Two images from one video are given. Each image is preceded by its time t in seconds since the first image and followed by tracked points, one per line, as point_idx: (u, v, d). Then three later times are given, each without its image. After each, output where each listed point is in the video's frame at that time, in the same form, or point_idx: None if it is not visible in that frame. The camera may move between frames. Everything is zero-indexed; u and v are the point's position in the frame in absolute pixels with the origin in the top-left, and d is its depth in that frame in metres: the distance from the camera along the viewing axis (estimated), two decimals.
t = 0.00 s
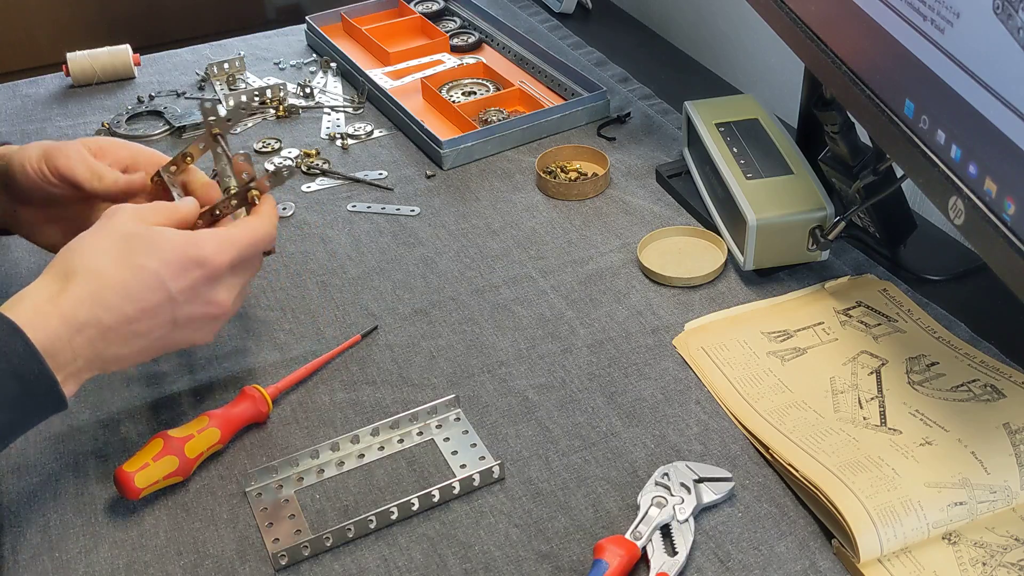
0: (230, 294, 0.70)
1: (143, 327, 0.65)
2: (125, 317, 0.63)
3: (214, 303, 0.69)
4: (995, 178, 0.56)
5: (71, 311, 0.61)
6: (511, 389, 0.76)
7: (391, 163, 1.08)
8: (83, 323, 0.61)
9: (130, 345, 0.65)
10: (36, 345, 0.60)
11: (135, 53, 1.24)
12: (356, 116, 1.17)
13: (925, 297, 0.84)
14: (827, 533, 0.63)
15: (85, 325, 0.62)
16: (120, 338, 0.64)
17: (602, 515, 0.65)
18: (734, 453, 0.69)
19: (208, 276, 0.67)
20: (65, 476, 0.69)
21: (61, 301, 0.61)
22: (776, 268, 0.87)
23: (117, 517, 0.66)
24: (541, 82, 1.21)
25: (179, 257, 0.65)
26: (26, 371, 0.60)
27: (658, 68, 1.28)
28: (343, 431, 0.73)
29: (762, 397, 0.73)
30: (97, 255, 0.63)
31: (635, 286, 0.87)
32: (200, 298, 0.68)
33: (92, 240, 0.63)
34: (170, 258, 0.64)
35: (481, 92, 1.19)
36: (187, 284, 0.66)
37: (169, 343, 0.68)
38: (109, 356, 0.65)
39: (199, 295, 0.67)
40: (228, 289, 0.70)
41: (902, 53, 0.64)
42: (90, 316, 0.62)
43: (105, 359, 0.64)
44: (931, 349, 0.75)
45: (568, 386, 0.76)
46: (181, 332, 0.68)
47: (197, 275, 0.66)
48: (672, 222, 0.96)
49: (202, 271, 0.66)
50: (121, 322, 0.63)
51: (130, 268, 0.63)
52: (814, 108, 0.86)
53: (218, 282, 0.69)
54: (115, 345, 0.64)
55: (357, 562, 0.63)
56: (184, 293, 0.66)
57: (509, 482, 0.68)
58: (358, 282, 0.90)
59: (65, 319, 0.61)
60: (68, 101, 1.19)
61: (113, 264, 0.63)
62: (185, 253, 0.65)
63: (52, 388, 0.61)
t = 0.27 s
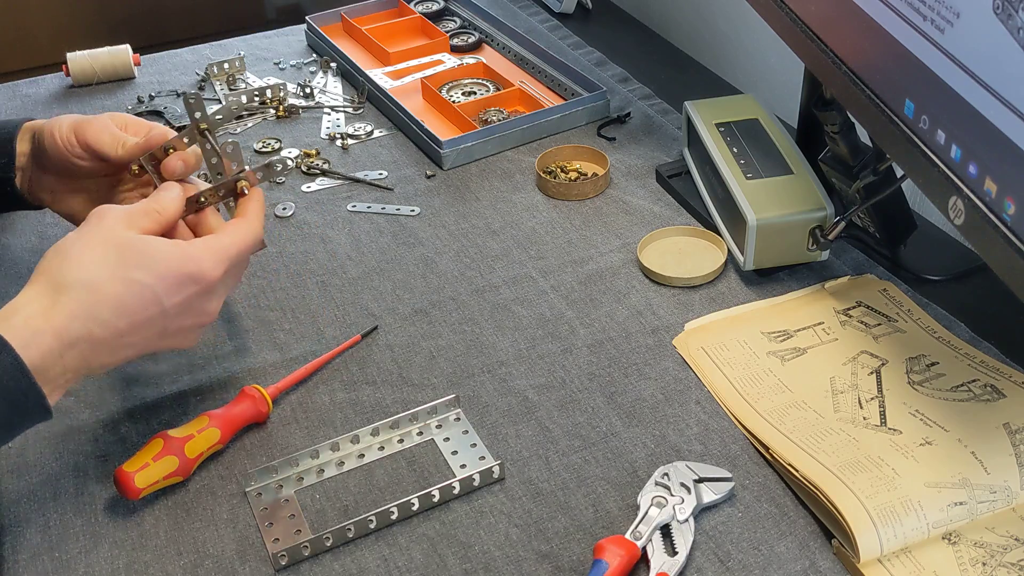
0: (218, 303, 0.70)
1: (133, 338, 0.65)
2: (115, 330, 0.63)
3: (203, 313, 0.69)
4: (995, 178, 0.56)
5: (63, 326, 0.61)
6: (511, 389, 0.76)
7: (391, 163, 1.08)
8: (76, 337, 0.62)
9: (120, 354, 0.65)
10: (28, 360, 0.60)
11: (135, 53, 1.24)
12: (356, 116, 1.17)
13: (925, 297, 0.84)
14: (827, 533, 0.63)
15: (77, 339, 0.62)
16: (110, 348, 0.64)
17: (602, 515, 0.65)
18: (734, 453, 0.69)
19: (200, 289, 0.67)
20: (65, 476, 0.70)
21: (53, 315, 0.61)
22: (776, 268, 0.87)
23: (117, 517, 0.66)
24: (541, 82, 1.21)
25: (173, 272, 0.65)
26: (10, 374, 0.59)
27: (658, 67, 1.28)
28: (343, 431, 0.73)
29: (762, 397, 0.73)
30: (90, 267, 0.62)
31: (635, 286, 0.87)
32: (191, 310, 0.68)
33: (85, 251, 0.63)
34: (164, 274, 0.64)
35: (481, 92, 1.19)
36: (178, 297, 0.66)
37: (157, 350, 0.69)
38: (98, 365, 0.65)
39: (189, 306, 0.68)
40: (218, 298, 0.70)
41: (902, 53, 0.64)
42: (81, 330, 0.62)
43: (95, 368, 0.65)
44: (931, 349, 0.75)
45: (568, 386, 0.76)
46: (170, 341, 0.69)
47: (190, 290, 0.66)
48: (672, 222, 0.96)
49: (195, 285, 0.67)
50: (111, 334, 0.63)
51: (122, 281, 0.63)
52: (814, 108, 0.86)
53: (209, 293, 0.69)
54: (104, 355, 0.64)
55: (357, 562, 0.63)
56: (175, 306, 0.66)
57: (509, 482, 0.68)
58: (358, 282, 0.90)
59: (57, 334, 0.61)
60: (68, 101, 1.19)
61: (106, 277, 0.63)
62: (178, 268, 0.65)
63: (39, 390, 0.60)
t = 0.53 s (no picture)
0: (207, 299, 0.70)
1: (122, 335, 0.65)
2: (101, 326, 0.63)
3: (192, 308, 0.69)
4: (995, 178, 0.56)
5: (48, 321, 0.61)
6: (511, 389, 0.76)
7: (391, 163, 1.08)
8: (61, 333, 0.62)
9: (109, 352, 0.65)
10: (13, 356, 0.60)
11: (135, 53, 1.24)
12: (356, 116, 1.17)
13: (925, 297, 0.84)
14: (827, 533, 0.63)
15: (62, 334, 0.62)
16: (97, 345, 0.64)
17: (602, 515, 0.65)
18: (734, 453, 0.69)
19: (186, 283, 0.67)
20: (64, 476, 0.70)
21: (39, 310, 0.61)
22: (776, 268, 0.87)
23: (117, 517, 0.66)
24: (541, 82, 1.21)
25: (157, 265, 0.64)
26: None
27: (658, 68, 1.28)
28: (343, 431, 0.73)
29: (762, 397, 0.73)
30: (74, 263, 0.63)
31: (635, 286, 0.87)
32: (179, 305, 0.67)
33: (69, 249, 0.63)
34: (147, 267, 0.64)
35: (481, 92, 1.19)
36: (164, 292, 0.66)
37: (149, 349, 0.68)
38: (87, 363, 0.64)
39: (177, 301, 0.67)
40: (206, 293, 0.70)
41: (902, 53, 0.64)
42: (67, 325, 0.62)
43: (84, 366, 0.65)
44: (931, 349, 0.75)
45: (568, 386, 0.76)
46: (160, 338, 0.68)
47: (175, 282, 0.66)
48: (672, 222, 0.96)
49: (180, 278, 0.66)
50: (97, 330, 0.63)
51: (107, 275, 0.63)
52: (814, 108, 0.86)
53: (196, 287, 0.68)
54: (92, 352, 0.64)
55: (357, 562, 0.63)
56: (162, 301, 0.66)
57: (509, 482, 0.68)
58: (358, 282, 0.90)
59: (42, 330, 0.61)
60: (68, 101, 1.19)
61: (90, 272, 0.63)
62: (162, 261, 0.65)
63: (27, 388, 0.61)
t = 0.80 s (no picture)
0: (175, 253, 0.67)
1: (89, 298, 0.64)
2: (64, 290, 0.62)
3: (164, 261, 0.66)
4: (995, 178, 0.56)
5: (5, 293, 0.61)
6: (511, 389, 0.76)
7: (391, 163, 1.08)
8: (22, 304, 0.62)
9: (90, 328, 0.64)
10: None
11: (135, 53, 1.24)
12: (356, 116, 1.17)
13: (925, 297, 0.84)
14: (827, 533, 0.63)
15: (25, 306, 0.62)
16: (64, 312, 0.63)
17: (602, 515, 0.65)
18: (734, 453, 0.69)
19: (143, 231, 0.65)
20: (64, 476, 0.70)
21: None
22: (776, 268, 0.87)
23: (117, 517, 0.66)
24: (541, 82, 1.21)
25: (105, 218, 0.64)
26: None
27: (658, 67, 1.28)
28: (343, 431, 0.73)
29: (762, 397, 0.73)
30: (33, 244, 0.63)
31: (635, 286, 0.87)
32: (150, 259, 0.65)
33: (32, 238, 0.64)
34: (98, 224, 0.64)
35: (481, 92, 1.19)
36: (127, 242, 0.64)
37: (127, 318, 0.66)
38: (64, 338, 0.63)
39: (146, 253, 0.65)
40: (176, 244, 0.67)
41: (903, 53, 0.64)
42: (27, 296, 0.62)
43: (64, 343, 0.64)
44: (931, 349, 0.75)
45: (568, 386, 0.76)
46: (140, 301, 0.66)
47: (128, 229, 0.64)
48: (672, 222, 0.96)
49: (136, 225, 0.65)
50: (58, 294, 0.62)
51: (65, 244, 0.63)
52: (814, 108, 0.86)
53: (160, 237, 0.66)
54: (66, 323, 0.63)
55: (357, 562, 0.63)
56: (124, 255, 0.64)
57: (509, 482, 0.68)
58: (358, 282, 0.90)
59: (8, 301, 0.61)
60: (69, 101, 1.19)
61: (47, 246, 0.63)
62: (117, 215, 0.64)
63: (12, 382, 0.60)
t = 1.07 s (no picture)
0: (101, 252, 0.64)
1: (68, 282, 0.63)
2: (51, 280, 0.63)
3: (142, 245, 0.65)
4: (995, 178, 0.56)
5: None
6: (511, 389, 0.76)
7: (391, 163, 1.08)
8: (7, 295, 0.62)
9: (88, 327, 0.65)
10: None
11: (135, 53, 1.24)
12: (356, 116, 1.17)
13: (925, 297, 0.84)
14: (827, 533, 0.63)
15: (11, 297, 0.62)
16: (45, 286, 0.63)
17: (602, 515, 0.65)
18: (734, 453, 0.69)
19: (118, 212, 0.64)
20: (64, 476, 0.70)
21: None
22: (776, 268, 0.87)
23: (117, 517, 0.66)
24: (541, 82, 1.21)
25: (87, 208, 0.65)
26: None
27: (658, 68, 1.28)
28: (343, 432, 0.73)
29: (762, 397, 0.73)
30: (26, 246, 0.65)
31: (635, 286, 0.87)
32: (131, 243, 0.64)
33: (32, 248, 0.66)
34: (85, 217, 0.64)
35: (480, 92, 1.19)
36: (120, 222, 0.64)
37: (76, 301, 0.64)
38: (52, 327, 0.63)
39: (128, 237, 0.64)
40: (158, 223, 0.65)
41: (903, 53, 0.64)
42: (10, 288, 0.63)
43: (56, 333, 0.64)
44: (931, 349, 0.75)
45: (568, 386, 0.76)
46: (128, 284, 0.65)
47: (101, 208, 0.64)
48: (672, 222, 0.96)
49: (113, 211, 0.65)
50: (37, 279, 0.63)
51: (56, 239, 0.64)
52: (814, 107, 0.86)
53: (140, 216, 0.65)
54: (53, 311, 0.63)
55: (356, 561, 0.63)
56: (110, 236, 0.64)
57: (509, 482, 0.68)
58: (358, 282, 0.90)
59: None
60: (69, 101, 1.19)
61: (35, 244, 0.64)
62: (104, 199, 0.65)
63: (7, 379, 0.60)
